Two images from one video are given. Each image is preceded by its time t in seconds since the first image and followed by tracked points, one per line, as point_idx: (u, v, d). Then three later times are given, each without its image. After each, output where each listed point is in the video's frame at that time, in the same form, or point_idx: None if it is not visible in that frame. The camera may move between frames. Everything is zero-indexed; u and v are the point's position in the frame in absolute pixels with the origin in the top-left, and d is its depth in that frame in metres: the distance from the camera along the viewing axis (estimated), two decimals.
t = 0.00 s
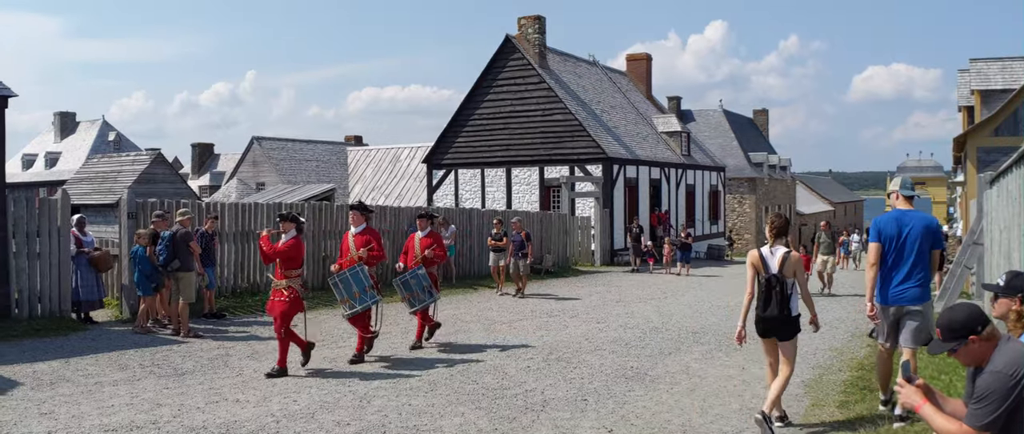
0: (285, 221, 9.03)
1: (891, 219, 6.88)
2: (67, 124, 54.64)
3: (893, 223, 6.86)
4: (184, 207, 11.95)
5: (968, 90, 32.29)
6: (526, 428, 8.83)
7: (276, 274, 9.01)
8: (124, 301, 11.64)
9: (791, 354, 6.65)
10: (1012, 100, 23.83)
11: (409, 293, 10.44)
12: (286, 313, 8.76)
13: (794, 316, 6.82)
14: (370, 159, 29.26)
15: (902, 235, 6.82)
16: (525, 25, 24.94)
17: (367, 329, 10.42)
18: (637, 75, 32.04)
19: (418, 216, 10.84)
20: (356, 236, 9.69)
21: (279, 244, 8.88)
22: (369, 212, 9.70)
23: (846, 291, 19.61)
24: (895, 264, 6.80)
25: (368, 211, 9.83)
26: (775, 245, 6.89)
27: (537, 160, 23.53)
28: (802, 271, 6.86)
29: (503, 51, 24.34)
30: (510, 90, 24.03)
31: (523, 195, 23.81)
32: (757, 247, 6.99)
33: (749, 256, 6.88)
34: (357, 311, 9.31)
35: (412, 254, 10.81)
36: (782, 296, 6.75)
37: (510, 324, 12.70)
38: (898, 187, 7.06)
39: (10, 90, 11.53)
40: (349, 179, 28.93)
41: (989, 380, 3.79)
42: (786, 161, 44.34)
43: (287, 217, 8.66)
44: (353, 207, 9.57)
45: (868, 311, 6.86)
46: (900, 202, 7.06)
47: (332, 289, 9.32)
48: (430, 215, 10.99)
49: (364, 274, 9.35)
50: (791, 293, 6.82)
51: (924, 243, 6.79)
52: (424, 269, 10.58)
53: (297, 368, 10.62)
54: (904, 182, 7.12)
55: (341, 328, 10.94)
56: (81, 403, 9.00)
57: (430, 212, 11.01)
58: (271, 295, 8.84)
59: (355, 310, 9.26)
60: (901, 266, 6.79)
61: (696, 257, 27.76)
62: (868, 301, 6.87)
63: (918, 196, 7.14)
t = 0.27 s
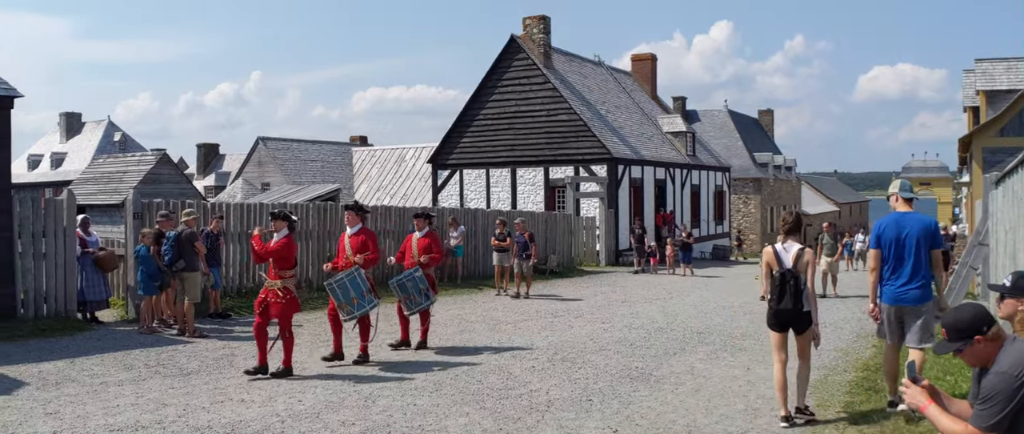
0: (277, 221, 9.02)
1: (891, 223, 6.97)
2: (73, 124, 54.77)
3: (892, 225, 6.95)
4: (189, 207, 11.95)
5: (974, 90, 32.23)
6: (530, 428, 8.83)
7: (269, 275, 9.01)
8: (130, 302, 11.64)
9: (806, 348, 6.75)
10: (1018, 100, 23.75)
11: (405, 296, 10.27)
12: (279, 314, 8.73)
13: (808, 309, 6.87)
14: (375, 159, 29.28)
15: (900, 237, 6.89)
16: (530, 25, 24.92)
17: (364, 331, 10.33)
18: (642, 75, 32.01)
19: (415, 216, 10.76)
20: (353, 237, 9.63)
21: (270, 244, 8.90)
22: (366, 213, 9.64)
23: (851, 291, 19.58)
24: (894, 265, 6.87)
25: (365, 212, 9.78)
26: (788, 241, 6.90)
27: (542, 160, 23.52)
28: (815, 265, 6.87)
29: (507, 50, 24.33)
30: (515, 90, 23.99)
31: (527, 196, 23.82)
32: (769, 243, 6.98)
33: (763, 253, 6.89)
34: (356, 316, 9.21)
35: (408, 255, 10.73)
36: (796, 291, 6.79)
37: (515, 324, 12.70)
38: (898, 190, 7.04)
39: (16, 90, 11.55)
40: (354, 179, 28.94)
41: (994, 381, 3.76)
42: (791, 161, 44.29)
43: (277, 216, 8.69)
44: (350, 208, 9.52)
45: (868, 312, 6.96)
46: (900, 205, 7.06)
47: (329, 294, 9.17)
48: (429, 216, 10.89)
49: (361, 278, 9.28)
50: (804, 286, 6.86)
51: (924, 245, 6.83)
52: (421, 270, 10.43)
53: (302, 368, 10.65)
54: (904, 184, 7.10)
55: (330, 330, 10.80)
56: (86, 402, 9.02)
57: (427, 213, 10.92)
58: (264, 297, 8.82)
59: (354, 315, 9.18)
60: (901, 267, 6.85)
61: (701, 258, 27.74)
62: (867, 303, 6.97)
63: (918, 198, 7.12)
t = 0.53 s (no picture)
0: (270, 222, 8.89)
1: (897, 218, 7.01)
2: (84, 123, 54.98)
3: (899, 220, 6.98)
4: (198, 205, 11.96)
5: (984, 88, 32.10)
6: (539, 425, 8.83)
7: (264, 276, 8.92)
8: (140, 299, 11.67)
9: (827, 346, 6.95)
10: None
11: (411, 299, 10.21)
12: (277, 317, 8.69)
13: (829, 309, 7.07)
14: (385, 157, 29.31)
15: (907, 231, 6.91)
16: (539, 22, 24.87)
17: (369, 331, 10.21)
18: (652, 72, 31.96)
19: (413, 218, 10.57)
20: (347, 239, 9.62)
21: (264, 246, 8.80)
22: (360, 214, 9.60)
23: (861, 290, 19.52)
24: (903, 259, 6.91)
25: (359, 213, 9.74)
26: (811, 243, 7.11)
27: (551, 158, 23.50)
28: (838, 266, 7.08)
29: (516, 48, 24.30)
30: (524, 88, 24.00)
31: (536, 194, 23.81)
32: (792, 245, 7.20)
33: (787, 254, 7.08)
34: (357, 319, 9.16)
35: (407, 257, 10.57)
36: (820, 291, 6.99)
37: (523, 322, 12.69)
38: (905, 185, 7.08)
39: (26, 89, 11.59)
40: (363, 177, 28.98)
41: (1004, 380, 3.73)
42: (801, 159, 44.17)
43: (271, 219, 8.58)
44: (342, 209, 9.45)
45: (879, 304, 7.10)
46: (907, 201, 7.09)
47: (329, 299, 9.13)
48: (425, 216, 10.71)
49: (360, 281, 9.22)
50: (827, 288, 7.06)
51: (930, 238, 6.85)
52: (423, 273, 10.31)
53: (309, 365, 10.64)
54: (910, 180, 7.11)
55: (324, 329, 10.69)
56: (96, 400, 9.05)
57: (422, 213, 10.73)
58: (260, 299, 8.76)
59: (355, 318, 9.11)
60: (909, 260, 6.86)
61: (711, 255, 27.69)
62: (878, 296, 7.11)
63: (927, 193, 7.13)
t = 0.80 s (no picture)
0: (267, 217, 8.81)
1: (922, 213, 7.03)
2: (103, 118, 55.29)
3: (925, 214, 7.00)
4: (216, 200, 12.01)
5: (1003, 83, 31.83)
6: (555, 420, 8.83)
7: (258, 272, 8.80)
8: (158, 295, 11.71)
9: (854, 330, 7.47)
10: None
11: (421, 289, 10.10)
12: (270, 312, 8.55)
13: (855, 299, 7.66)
14: (401, 152, 29.35)
15: (932, 226, 6.93)
16: (555, 17, 24.81)
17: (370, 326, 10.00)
18: (668, 67, 31.85)
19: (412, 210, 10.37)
20: (344, 232, 9.39)
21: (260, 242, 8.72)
22: (357, 207, 9.43)
23: (878, 286, 19.41)
24: (927, 254, 6.91)
25: (356, 206, 9.54)
26: (834, 236, 7.82)
27: (567, 152, 23.48)
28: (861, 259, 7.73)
29: (533, 43, 24.26)
30: (540, 83, 23.97)
31: (553, 188, 23.83)
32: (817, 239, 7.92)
33: (811, 246, 7.82)
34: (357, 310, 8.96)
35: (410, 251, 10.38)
36: (844, 280, 7.64)
37: (540, 317, 12.69)
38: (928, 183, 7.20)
39: (45, 85, 11.65)
40: (380, 172, 29.04)
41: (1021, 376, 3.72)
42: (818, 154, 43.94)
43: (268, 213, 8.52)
44: (338, 203, 9.28)
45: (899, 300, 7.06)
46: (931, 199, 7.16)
47: (327, 290, 8.90)
48: (425, 209, 10.49)
49: (358, 272, 9.02)
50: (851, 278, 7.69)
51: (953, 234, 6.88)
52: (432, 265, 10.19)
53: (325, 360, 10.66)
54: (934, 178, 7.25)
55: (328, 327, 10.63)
56: (116, 393, 9.11)
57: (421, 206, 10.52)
58: (254, 295, 8.62)
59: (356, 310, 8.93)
60: (933, 255, 6.87)
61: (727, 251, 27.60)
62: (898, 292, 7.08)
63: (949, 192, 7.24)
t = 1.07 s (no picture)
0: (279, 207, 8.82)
1: (965, 204, 6.98)
2: (132, 112, 55.84)
3: (968, 205, 6.96)
4: (245, 194, 12.06)
5: None
6: (582, 413, 8.82)
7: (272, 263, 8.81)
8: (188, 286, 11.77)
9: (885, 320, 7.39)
10: None
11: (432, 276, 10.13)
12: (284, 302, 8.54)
13: (887, 290, 7.61)
14: (427, 145, 29.39)
15: (976, 218, 6.91)
16: (580, 10, 24.71)
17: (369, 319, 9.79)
18: (695, 60, 31.65)
19: (430, 202, 10.35)
20: (359, 223, 9.40)
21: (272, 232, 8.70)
22: (371, 198, 9.42)
23: (907, 280, 19.21)
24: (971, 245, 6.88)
25: (371, 197, 9.54)
26: (868, 228, 7.83)
27: (594, 146, 23.41)
28: (894, 252, 7.72)
29: (558, 36, 24.17)
30: (566, 76, 23.90)
31: (579, 182, 23.78)
32: (851, 231, 7.92)
33: (845, 237, 7.81)
34: (352, 295, 8.92)
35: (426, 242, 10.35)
36: (875, 271, 7.60)
37: (566, 310, 12.67)
38: (970, 175, 7.11)
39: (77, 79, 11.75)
40: (406, 166, 29.11)
41: None
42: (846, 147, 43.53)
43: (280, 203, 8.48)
44: (354, 194, 9.28)
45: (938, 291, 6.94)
46: (969, 189, 7.10)
47: (330, 269, 8.97)
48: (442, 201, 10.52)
49: (364, 258, 8.96)
50: (884, 271, 7.65)
51: (995, 227, 6.90)
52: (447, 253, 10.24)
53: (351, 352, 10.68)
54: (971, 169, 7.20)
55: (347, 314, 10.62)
56: (146, 384, 9.20)
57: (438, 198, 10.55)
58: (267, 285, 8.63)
59: (350, 294, 8.91)
60: (977, 246, 6.87)
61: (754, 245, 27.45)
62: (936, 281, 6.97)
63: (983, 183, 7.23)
